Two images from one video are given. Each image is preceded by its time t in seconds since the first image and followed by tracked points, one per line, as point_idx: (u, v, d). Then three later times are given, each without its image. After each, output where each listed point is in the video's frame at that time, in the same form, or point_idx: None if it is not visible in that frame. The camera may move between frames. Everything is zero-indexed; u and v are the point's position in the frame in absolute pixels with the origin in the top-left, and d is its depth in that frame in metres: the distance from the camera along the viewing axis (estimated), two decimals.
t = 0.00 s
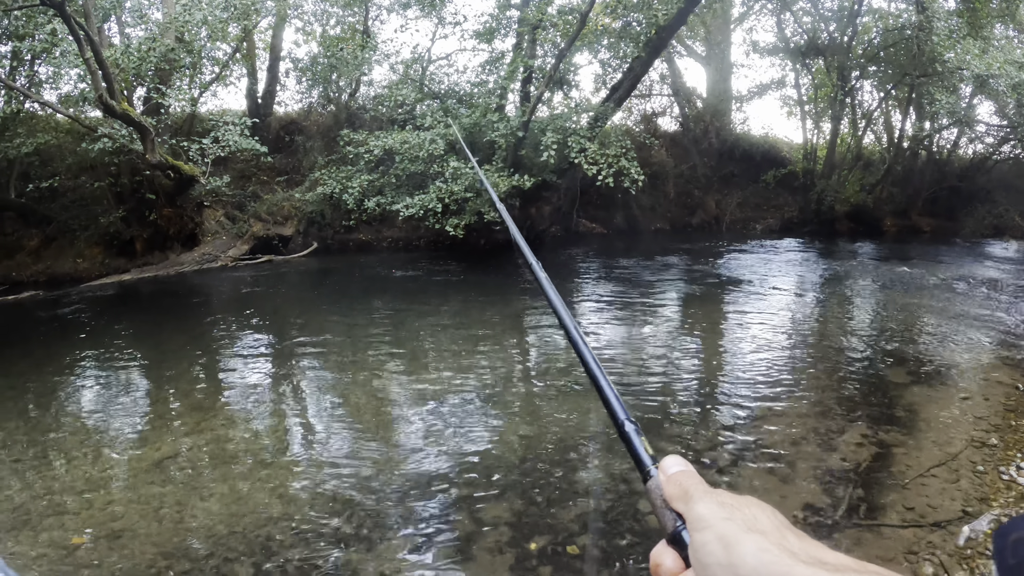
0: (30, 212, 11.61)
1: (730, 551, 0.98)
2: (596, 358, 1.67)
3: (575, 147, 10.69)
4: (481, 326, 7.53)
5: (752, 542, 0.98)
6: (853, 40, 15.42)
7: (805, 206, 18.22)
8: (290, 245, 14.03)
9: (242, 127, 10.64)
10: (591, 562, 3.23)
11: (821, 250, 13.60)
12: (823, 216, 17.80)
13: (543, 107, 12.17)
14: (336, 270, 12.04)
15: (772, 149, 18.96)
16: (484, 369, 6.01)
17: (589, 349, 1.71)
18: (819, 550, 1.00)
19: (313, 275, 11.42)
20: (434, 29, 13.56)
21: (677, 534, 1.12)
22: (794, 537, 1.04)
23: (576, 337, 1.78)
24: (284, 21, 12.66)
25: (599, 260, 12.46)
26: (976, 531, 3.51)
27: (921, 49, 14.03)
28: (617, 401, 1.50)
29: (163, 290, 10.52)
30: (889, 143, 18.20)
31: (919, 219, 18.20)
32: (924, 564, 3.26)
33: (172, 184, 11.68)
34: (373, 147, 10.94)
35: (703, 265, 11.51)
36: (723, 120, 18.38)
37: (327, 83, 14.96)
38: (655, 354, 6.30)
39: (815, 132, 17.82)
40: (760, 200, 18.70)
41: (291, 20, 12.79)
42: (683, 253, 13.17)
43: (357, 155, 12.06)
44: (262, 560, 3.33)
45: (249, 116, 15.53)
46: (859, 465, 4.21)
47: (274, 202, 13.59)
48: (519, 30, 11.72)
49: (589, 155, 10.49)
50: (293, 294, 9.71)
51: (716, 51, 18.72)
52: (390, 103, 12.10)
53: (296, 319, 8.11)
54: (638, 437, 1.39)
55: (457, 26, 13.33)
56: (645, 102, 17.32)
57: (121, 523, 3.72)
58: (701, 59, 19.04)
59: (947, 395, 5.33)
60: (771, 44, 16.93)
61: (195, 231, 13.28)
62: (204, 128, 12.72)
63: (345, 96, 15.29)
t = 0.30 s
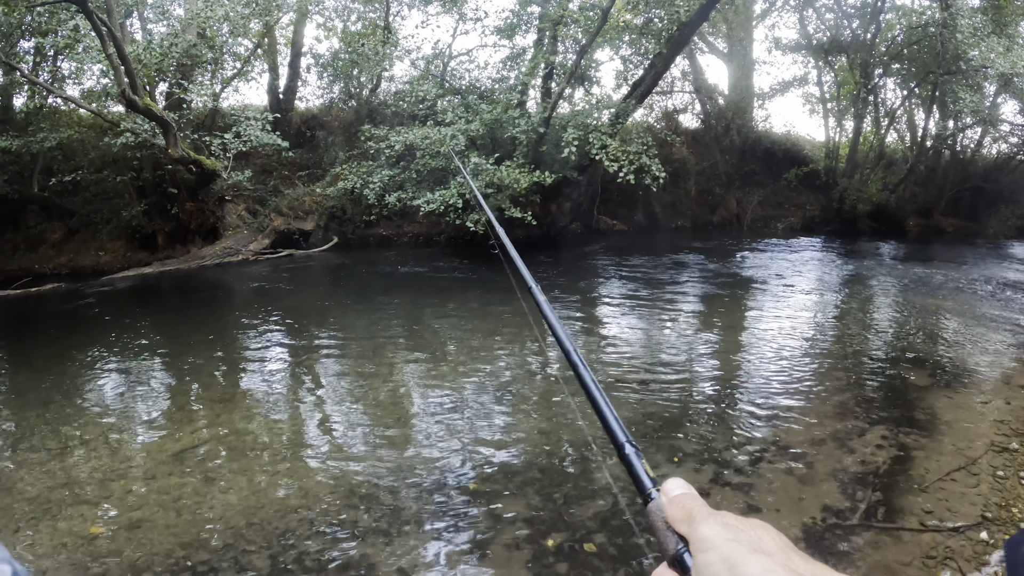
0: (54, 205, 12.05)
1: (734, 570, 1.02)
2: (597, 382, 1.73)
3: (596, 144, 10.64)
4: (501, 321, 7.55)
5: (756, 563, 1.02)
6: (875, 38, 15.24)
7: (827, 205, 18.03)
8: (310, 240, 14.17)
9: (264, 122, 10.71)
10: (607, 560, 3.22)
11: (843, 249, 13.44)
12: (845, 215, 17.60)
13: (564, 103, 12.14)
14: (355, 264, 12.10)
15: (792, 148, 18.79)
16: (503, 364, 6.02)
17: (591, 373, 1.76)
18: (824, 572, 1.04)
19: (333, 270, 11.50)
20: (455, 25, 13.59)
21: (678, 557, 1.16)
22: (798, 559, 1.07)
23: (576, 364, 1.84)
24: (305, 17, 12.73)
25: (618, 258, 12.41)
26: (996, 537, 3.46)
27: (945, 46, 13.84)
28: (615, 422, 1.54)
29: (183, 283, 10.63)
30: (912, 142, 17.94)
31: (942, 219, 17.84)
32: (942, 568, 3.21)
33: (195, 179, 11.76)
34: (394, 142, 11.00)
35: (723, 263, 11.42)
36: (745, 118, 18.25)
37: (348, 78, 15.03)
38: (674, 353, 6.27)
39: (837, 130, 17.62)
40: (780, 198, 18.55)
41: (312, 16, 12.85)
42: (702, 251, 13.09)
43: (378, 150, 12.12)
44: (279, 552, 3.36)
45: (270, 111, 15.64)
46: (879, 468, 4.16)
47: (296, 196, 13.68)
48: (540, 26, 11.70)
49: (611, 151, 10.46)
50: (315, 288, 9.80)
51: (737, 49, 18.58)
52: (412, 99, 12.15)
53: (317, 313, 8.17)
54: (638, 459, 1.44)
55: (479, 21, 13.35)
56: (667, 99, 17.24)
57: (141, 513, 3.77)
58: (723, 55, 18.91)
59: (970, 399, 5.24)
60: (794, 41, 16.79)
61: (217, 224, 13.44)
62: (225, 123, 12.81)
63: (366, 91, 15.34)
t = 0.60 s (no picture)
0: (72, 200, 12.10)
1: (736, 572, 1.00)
2: (596, 382, 1.75)
3: (613, 141, 10.60)
4: (516, 318, 7.57)
5: (758, 565, 1.00)
6: (894, 35, 15.08)
7: (844, 204, 17.88)
8: (327, 236, 14.24)
9: (280, 118, 10.75)
10: (620, 559, 3.21)
11: (860, 249, 13.32)
12: (862, 214, 17.45)
13: (581, 100, 12.12)
14: (370, 260, 12.14)
15: (811, 146, 18.61)
16: (518, 361, 6.04)
17: (591, 373, 1.79)
18: None
19: (348, 266, 11.55)
20: (472, 21, 13.59)
21: (678, 558, 1.15)
22: (803, 562, 1.05)
23: (575, 363, 1.87)
24: (322, 13, 12.77)
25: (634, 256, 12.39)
26: (1011, 541, 3.42)
27: (964, 44, 13.68)
28: (613, 420, 1.58)
29: (199, 278, 10.71)
30: (931, 141, 17.72)
31: (960, 220, 17.48)
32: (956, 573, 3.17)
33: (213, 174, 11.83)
34: (411, 139, 11.04)
35: (739, 262, 11.36)
36: (762, 115, 18.13)
37: (365, 75, 15.07)
38: (689, 351, 6.27)
39: (855, 128, 17.44)
40: (797, 197, 18.42)
41: (329, 12, 12.89)
42: (717, 250, 13.04)
43: (395, 146, 12.16)
44: (293, 546, 3.38)
45: (287, 106, 15.71)
46: (894, 470, 4.12)
47: (313, 191, 14.06)
48: (558, 22, 11.68)
49: (628, 148, 10.43)
50: (330, 283, 9.85)
51: (754, 46, 18.46)
52: (429, 95, 12.18)
53: (334, 308, 8.21)
54: (637, 460, 1.46)
55: (496, 18, 13.35)
56: (683, 97, 17.17)
57: (155, 505, 3.80)
58: (740, 53, 18.79)
59: (988, 402, 5.17)
60: (811, 38, 16.66)
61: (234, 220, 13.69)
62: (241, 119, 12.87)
63: (382, 88, 15.37)
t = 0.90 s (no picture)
0: (86, 196, 12.34)
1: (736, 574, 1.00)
2: (594, 387, 1.78)
3: (626, 139, 10.57)
4: (528, 316, 7.58)
5: (758, 569, 1.00)
6: (908, 34, 14.96)
7: (857, 204, 17.74)
8: (339, 233, 14.31)
9: (293, 116, 10.80)
10: (630, 559, 3.21)
11: (873, 250, 13.23)
12: (875, 215, 17.33)
13: (594, 98, 12.11)
14: (382, 258, 12.17)
15: (824, 146, 18.49)
16: (530, 359, 6.07)
17: (589, 378, 1.82)
18: None
19: (360, 263, 11.58)
20: (485, 20, 13.60)
21: (678, 563, 1.16)
22: (803, 566, 1.05)
23: (573, 367, 1.91)
24: (335, 11, 12.81)
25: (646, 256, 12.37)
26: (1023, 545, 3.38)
27: (979, 43, 13.56)
28: (612, 425, 1.61)
29: (210, 275, 10.77)
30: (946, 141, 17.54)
31: (973, 220, 17.24)
32: None
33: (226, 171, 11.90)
34: (424, 137, 11.06)
35: (751, 262, 11.32)
36: (776, 114, 18.03)
37: (378, 73, 15.10)
38: (701, 351, 6.26)
39: (868, 128, 17.31)
40: (811, 197, 18.30)
41: (342, 10, 12.93)
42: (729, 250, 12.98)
43: (408, 144, 12.19)
44: (305, 542, 3.40)
45: (300, 104, 15.79)
46: (906, 472, 4.09)
47: (325, 189, 14.17)
48: (571, 21, 11.68)
49: (641, 147, 10.39)
50: (342, 281, 9.88)
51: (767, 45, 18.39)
52: (442, 93, 12.23)
53: (346, 305, 8.25)
54: (636, 465, 1.49)
55: (508, 16, 13.36)
56: (696, 95, 17.11)
57: (166, 500, 3.83)
58: (753, 52, 18.71)
59: (1002, 405, 5.12)
60: (825, 37, 16.58)
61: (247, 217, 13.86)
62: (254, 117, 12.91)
63: (395, 86, 15.39)
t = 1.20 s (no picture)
0: (97, 195, 12.42)
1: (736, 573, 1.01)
2: (594, 388, 1.79)
3: (637, 140, 10.56)
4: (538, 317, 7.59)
5: (759, 568, 1.01)
6: (920, 35, 14.88)
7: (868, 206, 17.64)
8: (349, 233, 14.42)
9: (304, 116, 10.84)
10: (639, 560, 3.20)
11: (884, 252, 13.18)
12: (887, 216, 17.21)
13: (604, 99, 12.13)
14: (392, 258, 12.21)
15: (836, 147, 18.40)
16: (540, 359, 6.08)
17: (590, 378, 1.84)
18: None
19: (369, 263, 11.62)
20: (495, 20, 13.65)
21: (678, 563, 1.16)
22: (803, 566, 1.06)
23: (575, 368, 1.92)
24: (346, 12, 12.86)
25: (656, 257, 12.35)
26: None
27: (990, 44, 13.47)
28: (615, 429, 1.62)
29: (220, 274, 10.82)
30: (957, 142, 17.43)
31: (985, 222, 17.28)
32: None
33: (238, 170, 11.98)
34: (434, 137, 11.15)
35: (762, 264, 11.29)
36: (787, 115, 17.95)
37: (389, 73, 15.17)
38: (712, 353, 6.24)
39: (879, 129, 17.23)
40: (822, 198, 18.22)
41: (353, 11, 12.98)
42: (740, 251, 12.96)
43: (419, 145, 12.25)
44: (314, 541, 3.41)
45: (312, 105, 15.98)
46: (916, 475, 4.07)
47: (335, 189, 14.32)
48: (581, 22, 11.69)
49: (651, 148, 10.37)
50: (352, 280, 9.92)
51: (778, 45, 18.32)
52: (452, 94, 12.35)
53: (357, 304, 8.28)
54: (636, 464, 1.50)
55: (518, 17, 13.42)
56: (707, 96, 17.06)
57: (175, 499, 3.85)
58: (763, 53, 18.67)
59: (1013, 408, 5.08)
60: (836, 38, 16.52)
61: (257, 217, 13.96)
62: (265, 117, 12.96)
63: (405, 87, 15.43)
